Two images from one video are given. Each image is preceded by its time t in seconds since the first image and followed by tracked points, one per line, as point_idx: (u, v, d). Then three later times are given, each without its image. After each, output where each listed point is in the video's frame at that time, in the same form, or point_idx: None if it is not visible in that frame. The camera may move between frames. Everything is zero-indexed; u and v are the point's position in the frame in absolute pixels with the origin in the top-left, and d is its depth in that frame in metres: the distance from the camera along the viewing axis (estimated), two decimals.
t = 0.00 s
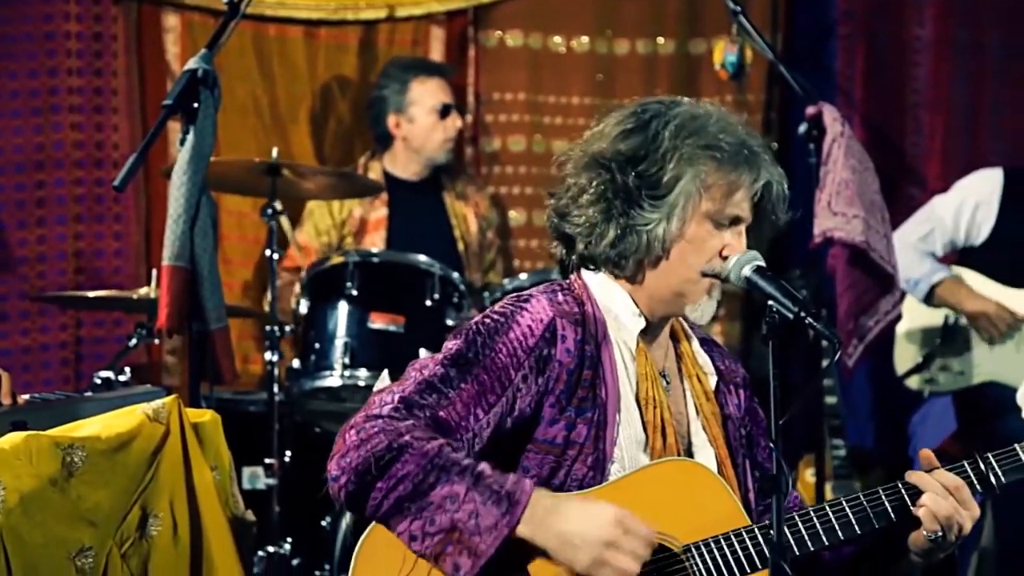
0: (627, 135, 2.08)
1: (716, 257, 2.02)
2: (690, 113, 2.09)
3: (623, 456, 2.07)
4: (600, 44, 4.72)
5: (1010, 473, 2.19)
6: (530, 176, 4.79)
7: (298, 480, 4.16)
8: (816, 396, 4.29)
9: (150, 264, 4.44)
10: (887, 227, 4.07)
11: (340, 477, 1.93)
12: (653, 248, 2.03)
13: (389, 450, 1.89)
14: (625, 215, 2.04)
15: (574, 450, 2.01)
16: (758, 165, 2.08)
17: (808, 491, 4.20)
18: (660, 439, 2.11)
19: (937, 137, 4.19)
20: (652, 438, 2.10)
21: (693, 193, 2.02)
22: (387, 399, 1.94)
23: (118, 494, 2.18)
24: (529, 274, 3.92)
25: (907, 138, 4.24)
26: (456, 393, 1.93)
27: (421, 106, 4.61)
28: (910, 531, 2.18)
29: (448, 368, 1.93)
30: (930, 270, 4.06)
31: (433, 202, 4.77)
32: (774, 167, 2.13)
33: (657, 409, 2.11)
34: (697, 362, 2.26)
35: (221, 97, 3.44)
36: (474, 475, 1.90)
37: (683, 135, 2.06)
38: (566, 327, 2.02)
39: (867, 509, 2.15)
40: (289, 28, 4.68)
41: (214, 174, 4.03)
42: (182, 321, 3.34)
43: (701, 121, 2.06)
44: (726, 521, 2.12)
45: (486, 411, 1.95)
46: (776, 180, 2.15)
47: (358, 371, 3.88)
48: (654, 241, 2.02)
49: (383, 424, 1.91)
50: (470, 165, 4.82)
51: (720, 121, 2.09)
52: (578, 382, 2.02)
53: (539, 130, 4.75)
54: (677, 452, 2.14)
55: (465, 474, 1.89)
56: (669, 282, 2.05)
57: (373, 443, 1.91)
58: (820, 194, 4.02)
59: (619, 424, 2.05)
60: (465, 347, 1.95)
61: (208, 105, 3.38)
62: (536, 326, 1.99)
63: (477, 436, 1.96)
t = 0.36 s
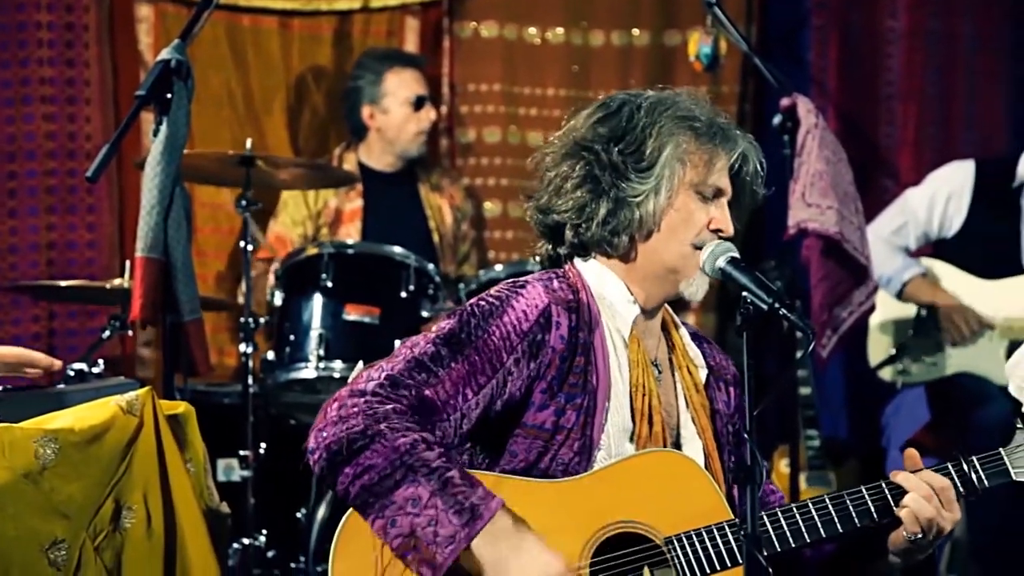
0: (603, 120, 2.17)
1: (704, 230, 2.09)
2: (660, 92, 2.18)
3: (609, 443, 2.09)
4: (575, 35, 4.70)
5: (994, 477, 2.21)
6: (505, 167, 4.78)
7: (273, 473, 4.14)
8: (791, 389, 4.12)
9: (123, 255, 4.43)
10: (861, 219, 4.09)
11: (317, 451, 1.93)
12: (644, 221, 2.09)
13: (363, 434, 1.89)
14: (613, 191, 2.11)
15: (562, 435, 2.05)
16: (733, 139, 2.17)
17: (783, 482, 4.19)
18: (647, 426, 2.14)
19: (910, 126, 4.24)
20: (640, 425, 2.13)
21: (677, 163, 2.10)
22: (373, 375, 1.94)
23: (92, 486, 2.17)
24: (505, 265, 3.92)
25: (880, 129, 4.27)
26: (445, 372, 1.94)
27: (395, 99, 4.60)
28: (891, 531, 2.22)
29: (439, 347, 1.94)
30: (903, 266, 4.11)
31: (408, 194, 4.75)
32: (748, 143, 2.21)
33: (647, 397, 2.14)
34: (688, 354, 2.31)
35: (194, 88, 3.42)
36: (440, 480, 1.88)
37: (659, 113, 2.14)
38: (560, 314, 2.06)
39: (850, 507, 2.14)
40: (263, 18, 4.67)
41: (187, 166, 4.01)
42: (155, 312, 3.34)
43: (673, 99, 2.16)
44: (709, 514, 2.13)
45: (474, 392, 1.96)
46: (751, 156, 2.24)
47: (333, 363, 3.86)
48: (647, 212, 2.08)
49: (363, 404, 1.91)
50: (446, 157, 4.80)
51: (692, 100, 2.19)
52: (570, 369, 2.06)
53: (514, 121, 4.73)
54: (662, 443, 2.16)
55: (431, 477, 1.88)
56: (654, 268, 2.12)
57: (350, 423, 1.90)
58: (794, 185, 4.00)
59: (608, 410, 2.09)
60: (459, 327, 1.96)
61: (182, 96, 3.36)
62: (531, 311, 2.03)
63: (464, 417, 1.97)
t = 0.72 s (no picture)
0: (596, 112, 2.17)
1: (691, 228, 2.09)
2: (655, 88, 2.17)
3: (592, 436, 2.10)
4: (553, 25, 4.71)
5: (973, 470, 2.17)
6: (485, 158, 4.76)
7: (252, 463, 4.13)
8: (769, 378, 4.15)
9: (100, 247, 4.42)
10: (839, 210, 4.10)
11: (298, 439, 1.92)
12: (632, 216, 2.09)
13: (345, 423, 1.89)
14: (602, 185, 2.11)
15: (544, 428, 2.06)
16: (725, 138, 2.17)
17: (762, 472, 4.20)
18: (630, 420, 2.15)
19: (888, 118, 4.26)
20: (621, 419, 2.14)
21: (667, 160, 2.10)
22: (356, 365, 1.94)
23: (69, 477, 2.17)
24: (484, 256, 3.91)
25: (858, 120, 4.28)
26: (428, 364, 1.94)
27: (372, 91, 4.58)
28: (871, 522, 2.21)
29: (423, 339, 1.94)
30: (880, 254, 4.07)
31: (387, 183, 4.75)
32: (740, 142, 2.22)
33: (630, 390, 2.15)
34: (672, 348, 2.32)
35: (170, 77, 3.42)
36: (422, 469, 1.88)
37: (653, 109, 2.14)
38: (544, 307, 2.06)
39: (829, 498, 2.14)
40: (240, 9, 4.65)
41: (164, 156, 4.00)
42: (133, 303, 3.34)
43: (668, 95, 2.15)
44: (690, 506, 2.13)
45: (457, 384, 1.96)
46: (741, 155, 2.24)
47: (312, 354, 3.85)
48: (634, 208, 2.08)
49: (346, 391, 1.91)
50: (425, 148, 4.79)
51: (686, 96, 2.18)
52: (554, 362, 2.07)
53: (493, 112, 4.72)
54: (645, 436, 2.17)
55: (413, 465, 1.88)
56: (635, 265, 2.13)
57: (332, 411, 1.90)
58: (772, 175, 4.02)
59: (590, 405, 2.10)
60: (442, 320, 1.96)
61: (159, 86, 3.37)
62: (515, 305, 2.03)
63: (446, 409, 1.97)
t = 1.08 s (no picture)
0: (585, 103, 2.18)
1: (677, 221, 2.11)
2: (644, 80, 2.19)
3: (573, 426, 2.11)
4: (533, 15, 4.73)
5: (954, 463, 2.17)
6: (465, 148, 4.74)
7: (231, 453, 4.11)
8: (748, 368, 4.26)
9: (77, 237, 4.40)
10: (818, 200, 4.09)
11: (281, 425, 1.90)
12: (618, 206, 2.10)
13: (331, 403, 1.87)
14: (589, 174, 2.11)
15: (525, 417, 2.06)
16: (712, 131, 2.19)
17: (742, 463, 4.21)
18: (612, 410, 2.16)
19: (866, 108, 4.29)
20: (603, 409, 2.15)
21: (655, 151, 2.11)
22: (337, 351, 1.93)
23: (45, 468, 2.18)
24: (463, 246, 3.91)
25: (837, 110, 4.30)
26: (409, 352, 1.93)
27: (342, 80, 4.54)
28: (849, 514, 2.21)
29: (404, 327, 1.94)
30: (859, 245, 4.07)
31: (365, 172, 4.72)
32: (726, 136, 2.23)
33: (612, 381, 2.16)
34: (653, 339, 2.33)
35: (148, 66, 3.42)
36: (411, 439, 1.87)
37: (642, 101, 2.15)
38: (526, 297, 2.07)
39: (810, 490, 2.15)
40: None
41: (141, 146, 3.98)
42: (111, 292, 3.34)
43: (657, 87, 2.17)
44: (673, 496, 2.14)
45: (437, 373, 1.96)
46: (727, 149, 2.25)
47: (291, 344, 3.84)
48: (621, 198, 2.09)
49: (328, 374, 1.89)
50: (405, 137, 4.78)
51: (674, 89, 2.20)
52: (535, 352, 2.07)
53: (472, 102, 4.71)
54: (627, 426, 2.18)
55: (402, 436, 1.87)
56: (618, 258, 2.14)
57: (316, 393, 1.88)
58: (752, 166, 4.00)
59: (572, 396, 2.10)
60: (423, 309, 1.96)
61: (136, 76, 3.37)
62: (496, 294, 2.03)
63: (427, 397, 1.97)
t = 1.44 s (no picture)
0: (587, 106, 2.15)
1: (683, 219, 2.11)
2: (642, 79, 2.17)
3: (558, 417, 2.10)
4: (511, 5, 4.70)
5: (937, 460, 2.17)
6: (444, 139, 4.71)
7: (208, 444, 4.10)
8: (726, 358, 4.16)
9: (54, 228, 4.38)
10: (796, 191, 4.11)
11: (272, 410, 1.93)
12: (635, 214, 2.09)
13: (322, 385, 1.91)
14: (601, 182, 2.09)
15: (511, 408, 2.06)
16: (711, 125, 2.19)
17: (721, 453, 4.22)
18: (599, 404, 2.15)
19: (843, 99, 4.29)
20: (591, 402, 2.14)
21: (665, 155, 2.10)
22: (326, 337, 1.97)
23: (21, 460, 2.18)
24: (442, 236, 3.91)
25: (815, 101, 4.31)
26: (397, 338, 1.95)
27: (299, 66, 4.56)
28: (832, 507, 2.20)
29: (392, 315, 1.96)
30: (837, 237, 4.11)
31: (338, 160, 4.73)
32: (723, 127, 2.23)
33: (600, 374, 2.15)
34: (640, 333, 2.33)
35: (125, 56, 3.41)
36: (404, 414, 1.92)
37: (645, 101, 2.13)
38: (514, 287, 2.07)
39: (793, 485, 2.14)
40: None
41: (118, 137, 3.96)
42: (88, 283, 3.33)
43: (656, 86, 2.15)
44: (655, 487, 2.14)
45: (424, 361, 1.98)
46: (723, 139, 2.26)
47: (269, 335, 3.83)
48: (636, 205, 2.08)
49: (318, 359, 1.93)
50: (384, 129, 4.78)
51: (670, 84, 2.19)
52: (523, 343, 2.07)
53: (451, 93, 4.68)
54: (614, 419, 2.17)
55: (395, 412, 1.91)
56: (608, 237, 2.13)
57: (307, 376, 1.92)
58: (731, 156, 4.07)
59: (559, 387, 2.10)
60: (411, 297, 1.98)
61: (112, 66, 3.39)
62: (485, 284, 2.04)
63: (414, 384, 1.99)
